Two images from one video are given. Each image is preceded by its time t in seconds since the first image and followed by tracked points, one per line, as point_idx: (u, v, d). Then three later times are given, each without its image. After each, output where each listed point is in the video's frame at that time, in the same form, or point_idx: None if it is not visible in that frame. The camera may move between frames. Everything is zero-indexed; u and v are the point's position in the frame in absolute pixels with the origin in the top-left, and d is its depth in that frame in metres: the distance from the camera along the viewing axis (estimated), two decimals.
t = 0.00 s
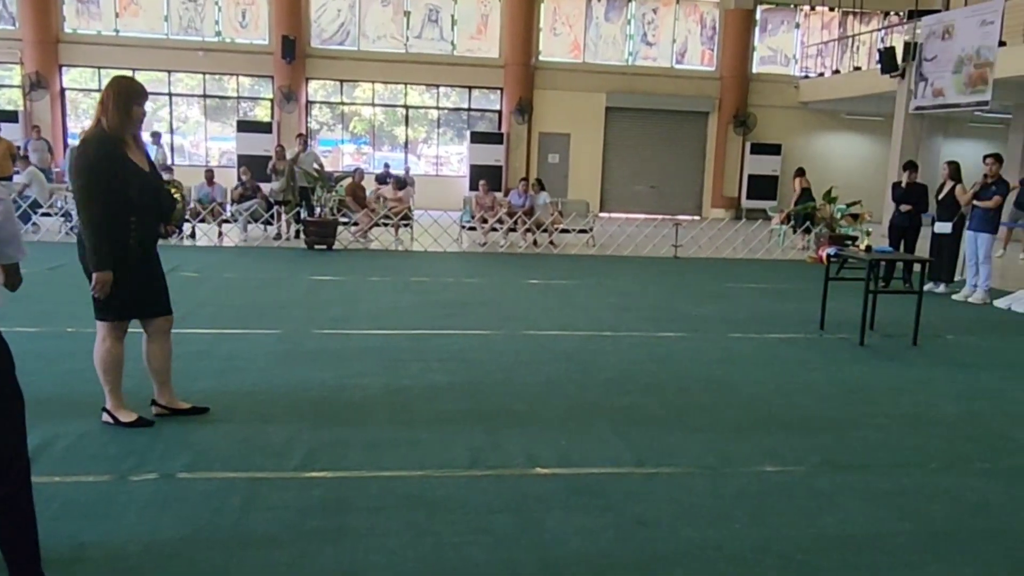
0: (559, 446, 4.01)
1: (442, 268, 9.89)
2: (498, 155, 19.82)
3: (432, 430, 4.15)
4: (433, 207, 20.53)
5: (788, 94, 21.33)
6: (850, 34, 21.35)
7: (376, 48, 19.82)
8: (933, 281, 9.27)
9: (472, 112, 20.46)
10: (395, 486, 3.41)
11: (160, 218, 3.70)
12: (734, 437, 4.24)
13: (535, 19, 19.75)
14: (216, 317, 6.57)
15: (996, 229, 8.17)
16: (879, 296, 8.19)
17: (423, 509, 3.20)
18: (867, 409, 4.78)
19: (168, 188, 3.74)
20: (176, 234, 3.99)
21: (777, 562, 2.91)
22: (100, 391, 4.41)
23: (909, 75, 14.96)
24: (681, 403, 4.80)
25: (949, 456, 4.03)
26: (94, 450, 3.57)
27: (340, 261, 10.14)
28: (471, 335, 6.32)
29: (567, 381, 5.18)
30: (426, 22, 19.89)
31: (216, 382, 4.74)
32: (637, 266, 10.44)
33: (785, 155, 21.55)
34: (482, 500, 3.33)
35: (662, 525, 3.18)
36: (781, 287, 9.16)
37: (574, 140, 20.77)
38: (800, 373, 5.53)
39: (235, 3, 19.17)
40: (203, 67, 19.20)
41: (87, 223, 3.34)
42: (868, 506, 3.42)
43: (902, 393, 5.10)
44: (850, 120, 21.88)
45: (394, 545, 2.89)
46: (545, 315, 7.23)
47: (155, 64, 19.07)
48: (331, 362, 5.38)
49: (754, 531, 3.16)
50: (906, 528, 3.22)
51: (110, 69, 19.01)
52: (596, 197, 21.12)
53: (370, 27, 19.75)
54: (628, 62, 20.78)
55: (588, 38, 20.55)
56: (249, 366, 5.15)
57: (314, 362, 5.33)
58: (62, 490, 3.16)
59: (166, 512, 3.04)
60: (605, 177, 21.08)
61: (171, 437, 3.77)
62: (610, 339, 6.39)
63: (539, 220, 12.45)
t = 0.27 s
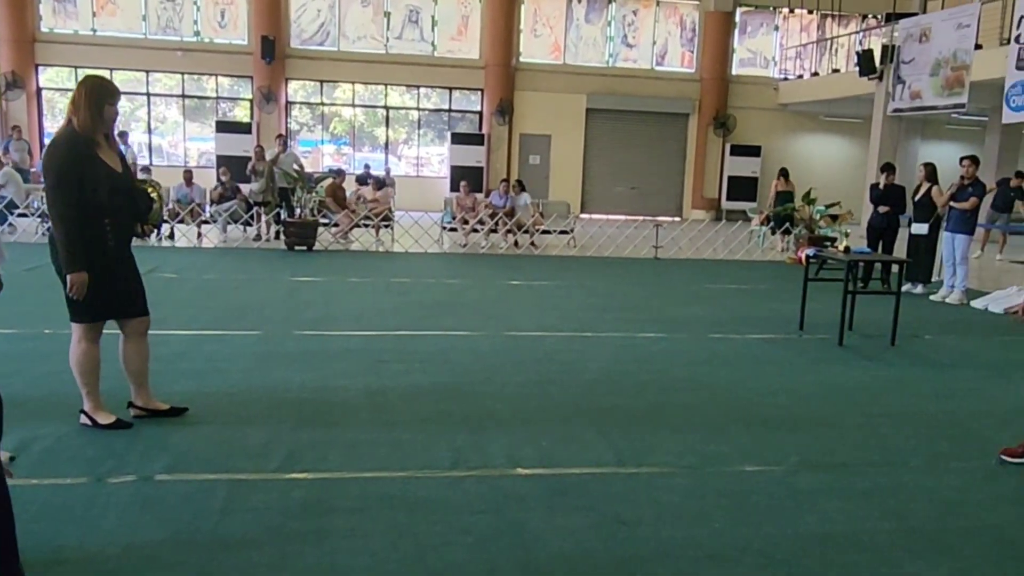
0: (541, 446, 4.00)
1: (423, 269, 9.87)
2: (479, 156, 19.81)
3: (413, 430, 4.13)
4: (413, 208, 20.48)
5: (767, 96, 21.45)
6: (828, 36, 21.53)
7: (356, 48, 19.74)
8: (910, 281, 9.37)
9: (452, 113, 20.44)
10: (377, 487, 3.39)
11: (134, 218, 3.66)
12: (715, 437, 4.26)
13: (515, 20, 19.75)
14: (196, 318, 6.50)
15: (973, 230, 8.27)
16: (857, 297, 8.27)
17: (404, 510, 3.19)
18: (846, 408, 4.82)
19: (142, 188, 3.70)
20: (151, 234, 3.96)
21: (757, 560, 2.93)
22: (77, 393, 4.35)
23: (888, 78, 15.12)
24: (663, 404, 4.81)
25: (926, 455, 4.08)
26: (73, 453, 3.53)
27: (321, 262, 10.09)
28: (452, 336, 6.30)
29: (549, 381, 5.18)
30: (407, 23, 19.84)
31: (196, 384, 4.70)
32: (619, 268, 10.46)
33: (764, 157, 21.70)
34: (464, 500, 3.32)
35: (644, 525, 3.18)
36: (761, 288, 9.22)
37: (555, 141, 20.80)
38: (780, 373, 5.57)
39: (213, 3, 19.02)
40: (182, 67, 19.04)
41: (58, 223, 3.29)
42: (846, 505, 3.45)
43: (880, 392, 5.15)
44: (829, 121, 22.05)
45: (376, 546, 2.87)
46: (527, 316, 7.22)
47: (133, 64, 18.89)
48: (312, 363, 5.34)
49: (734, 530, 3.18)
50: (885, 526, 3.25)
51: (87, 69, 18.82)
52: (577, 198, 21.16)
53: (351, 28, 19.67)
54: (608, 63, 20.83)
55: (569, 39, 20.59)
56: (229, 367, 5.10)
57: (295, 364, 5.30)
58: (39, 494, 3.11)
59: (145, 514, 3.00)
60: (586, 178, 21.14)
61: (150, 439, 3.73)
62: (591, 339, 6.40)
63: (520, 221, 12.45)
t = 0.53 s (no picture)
0: (531, 447, 4.00)
1: (414, 270, 9.85)
2: (469, 157, 19.80)
3: (403, 432, 4.12)
4: (404, 209, 20.46)
5: (757, 98, 21.48)
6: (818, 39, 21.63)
7: (347, 49, 19.70)
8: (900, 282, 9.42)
9: (443, 114, 20.44)
10: (367, 489, 3.38)
11: (121, 219, 3.65)
12: (705, 438, 4.27)
13: (506, 22, 19.75)
14: (185, 319, 6.47)
15: (961, 232, 8.32)
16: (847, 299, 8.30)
17: (394, 511, 3.18)
18: (836, 409, 4.83)
19: (129, 188, 3.69)
20: (137, 234, 3.94)
21: (747, 561, 2.93)
22: (66, 395, 4.32)
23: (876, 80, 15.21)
24: (654, 405, 4.82)
25: (915, 455, 4.09)
26: (61, 455, 3.50)
27: (311, 263, 10.06)
28: (443, 338, 6.29)
29: (539, 382, 5.17)
30: (397, 24, 19.82)
31: (185, 385, 4.67)
32: (610, 269, 10.47)
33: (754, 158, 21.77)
34: (454, 501, 3.31)
35: (634, 525, 3.18)
36: (752, 289, 9.24)
37: (546, 142, 20.82)
38: (771, 374, 5.58)
39: (203, 3, 18.95)
40: (171, 68, 18.97)
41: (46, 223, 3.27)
42: (836, 505, 3.46)
43: (869, 393, 5.17)
44: (818, 123, 22.14)
45: (365, 547, 2.86)
46: (517, 317, 7.22)
47: (123, 65, 18.81)
48: (302, 364, 5.33)
49: (724, 531, 3.18)
50: (874, 526, 3.26)
51: (75, 70, 18.73)
52: (567, 200, 21.19)
53: (341, 29, 19.63)
54: (598, 65, 20.85)
55: (559, 41, 20.61)
56: (219, 369, 5.08)
57: (285, 365, 5.28)
58: (28, 495, 3.09)
59: (134, 515, 2.98)
60: (577, 180, 21.17)
61: (139, 441, 3.71)
62: (582, 340, 6.41)
63: (511, 222, 12.45)
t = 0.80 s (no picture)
0: (529, 449, 4.00)
1: (413, 272, 9.85)
2: (468, 159, 19.80)
3: (401, 433, 4.12)
4: (402, 211, 20.46)
5: (756, 101, 21.52)
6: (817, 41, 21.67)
7: (346, 51, 19.69)
8: (899, 285, 9.43)
9: (442, 116, 20.45)
10: (365, 490, 3.38)
11: (119, 221, 3.65)
12: (704, 439, 4.27)
13: (505, 24, 19.77)
14: (184, 321, 6.47)
15: (960, 234, 8.34)
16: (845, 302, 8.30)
17: (393, 513, 3.18)
18: (835, 411, 4.83)
19: (127, 189, 3.69)
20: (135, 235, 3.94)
21: (747, 562, 2.93)
22: (65, 396, 4.31)
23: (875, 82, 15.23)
24: (652, 406, 4.81)
25: (913, 457, 4.10)
26: (60, 456, 3.50)
27: (310, 265, 10.05)
28: (442, 339, 6.29)
29: (537, 384, 5.17)
30: (396, 26, 19.83)
31: (184, 387, 4.67)
32: (609, 271, 10.47)
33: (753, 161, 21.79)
34: (452, 503, 3.31)
35: (634, 527, 3.18)
36: (751, 291, 9.24)
37: (545, 144, 20.84)
38: (769, 376, 5.58)
39: (202, 5, 18.95)
40: (170, 70, 18.98)
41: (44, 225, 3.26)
42: (835, 507, 3.46)
43: (866, 395, 5.17)
44: (817, 126, 22.17)
45: (364, 548, 2.86)
46: (516, 319, 7.22)
47: (122, 67, 18.81)
48: (300, 366, 5.32)
49: (723, 533, 3.18)
50: (872, 529, 3.26)
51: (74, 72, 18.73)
52: (566, 202, 21.20)
53: (340, 31, 19.64)
54: (597, 67, 20.87)
55: (558, 43, 20.63)
56: (218, 370, 5.08)
57: (284, 367, 5.28)
58: (27, 496, 3.09)
59: (134, 516, 2.98)
60: (576, 182, 21.18)
61: (139, 442, 3.70)
62: (581, 342, 6.40)
63: (509, 224, 12.44)
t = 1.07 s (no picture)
0: (534, 450, 4.01)
1: (417, 274, 9.86)
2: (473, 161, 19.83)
3: (406, 435, 4.13)
4: (407, 213, 20.50)
5: (760, 103, 21.50)
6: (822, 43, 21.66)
7: (350, 53, 19.73)
8: (904, 287, 9.41)
9: (446, 118, 20.47)
10: (370, 491, 3.38)
11: (125, 221, 3.67)
12: (709, 441, 4.27)
13: (509, 26, 19.79)
14: (189, 322, 6.48)
15: (967, 237, 8.30)
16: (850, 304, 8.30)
17: (398, 514, 3.18)
18: (840, 413, 4.83)
19: (132, 188, 3.72)
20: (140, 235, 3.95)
21: (751, 564, 2.93)
22: (70, 397, 4.32)
23: (880, 85, 15.21)
24: (656, 409, 4.81)
25: (919, 459, 4.09)
26: (65, 457, 3.51)
27: (314, 266, 10.07)
28: (447, 341, 6.30)
29: (541, 386, 5.17)
30: (401, 28, 19.86)
31: (189, 388, 4.68)
32: (614, 273, 10.46)
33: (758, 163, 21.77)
34: (457, 505, 3.31)
35: (640, 529, 3.18)
36: (755, 293, 9.24)
37: (549, 146, 20.86)
38: (774, 378, 5.58)
39: (207, 7, 18.99)
40: (175, 72, 19.03)
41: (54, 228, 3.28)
42: (841, 509, 3.46)
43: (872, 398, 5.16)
44: (822, 128, 22.14)
45: (369, 549, 2.87)
46: (520, 321, 7.23)
47: (128, 68, 18.87)
48: (305, 367, 5.33)
49: (729, 534, 3.18)
50: (877, 531, 3.25)
51: (80, 73, 18.79)
52: (570, 204, 21.21)
53: (344, 33, 19.67)
54: (602, 69, 20.88)
55: (563, 45, 20.63)
56: (223, 372, 5.09)
57: (289, 368, 5.28)
58: (33, 497, 3.10)
59: (140, 518, 2.99)
60: (580, 184, 21.18)
61: (144, 443, 3.71)
62: (585, 344, 6.41)
63: (514, 226, 12.45)
